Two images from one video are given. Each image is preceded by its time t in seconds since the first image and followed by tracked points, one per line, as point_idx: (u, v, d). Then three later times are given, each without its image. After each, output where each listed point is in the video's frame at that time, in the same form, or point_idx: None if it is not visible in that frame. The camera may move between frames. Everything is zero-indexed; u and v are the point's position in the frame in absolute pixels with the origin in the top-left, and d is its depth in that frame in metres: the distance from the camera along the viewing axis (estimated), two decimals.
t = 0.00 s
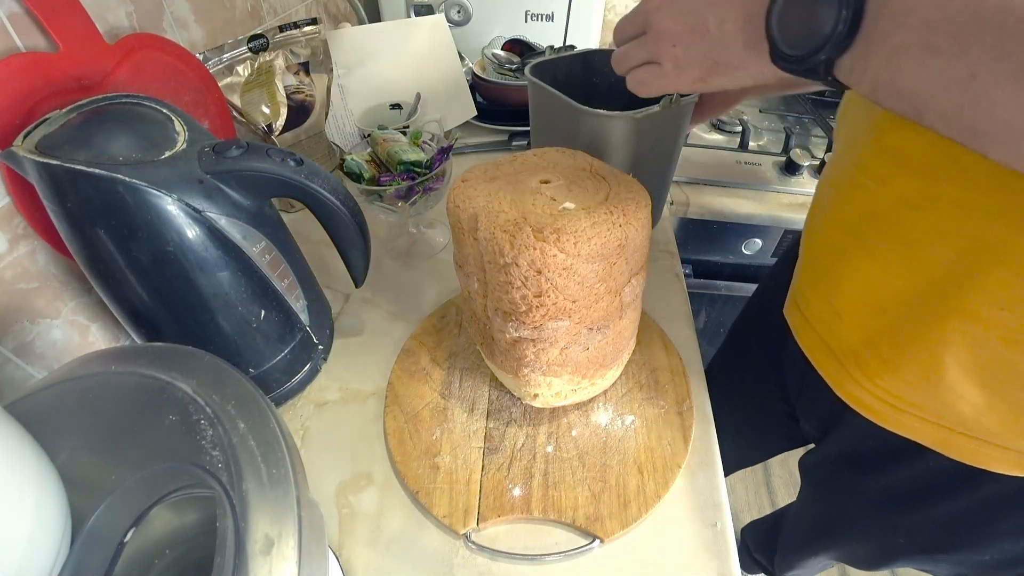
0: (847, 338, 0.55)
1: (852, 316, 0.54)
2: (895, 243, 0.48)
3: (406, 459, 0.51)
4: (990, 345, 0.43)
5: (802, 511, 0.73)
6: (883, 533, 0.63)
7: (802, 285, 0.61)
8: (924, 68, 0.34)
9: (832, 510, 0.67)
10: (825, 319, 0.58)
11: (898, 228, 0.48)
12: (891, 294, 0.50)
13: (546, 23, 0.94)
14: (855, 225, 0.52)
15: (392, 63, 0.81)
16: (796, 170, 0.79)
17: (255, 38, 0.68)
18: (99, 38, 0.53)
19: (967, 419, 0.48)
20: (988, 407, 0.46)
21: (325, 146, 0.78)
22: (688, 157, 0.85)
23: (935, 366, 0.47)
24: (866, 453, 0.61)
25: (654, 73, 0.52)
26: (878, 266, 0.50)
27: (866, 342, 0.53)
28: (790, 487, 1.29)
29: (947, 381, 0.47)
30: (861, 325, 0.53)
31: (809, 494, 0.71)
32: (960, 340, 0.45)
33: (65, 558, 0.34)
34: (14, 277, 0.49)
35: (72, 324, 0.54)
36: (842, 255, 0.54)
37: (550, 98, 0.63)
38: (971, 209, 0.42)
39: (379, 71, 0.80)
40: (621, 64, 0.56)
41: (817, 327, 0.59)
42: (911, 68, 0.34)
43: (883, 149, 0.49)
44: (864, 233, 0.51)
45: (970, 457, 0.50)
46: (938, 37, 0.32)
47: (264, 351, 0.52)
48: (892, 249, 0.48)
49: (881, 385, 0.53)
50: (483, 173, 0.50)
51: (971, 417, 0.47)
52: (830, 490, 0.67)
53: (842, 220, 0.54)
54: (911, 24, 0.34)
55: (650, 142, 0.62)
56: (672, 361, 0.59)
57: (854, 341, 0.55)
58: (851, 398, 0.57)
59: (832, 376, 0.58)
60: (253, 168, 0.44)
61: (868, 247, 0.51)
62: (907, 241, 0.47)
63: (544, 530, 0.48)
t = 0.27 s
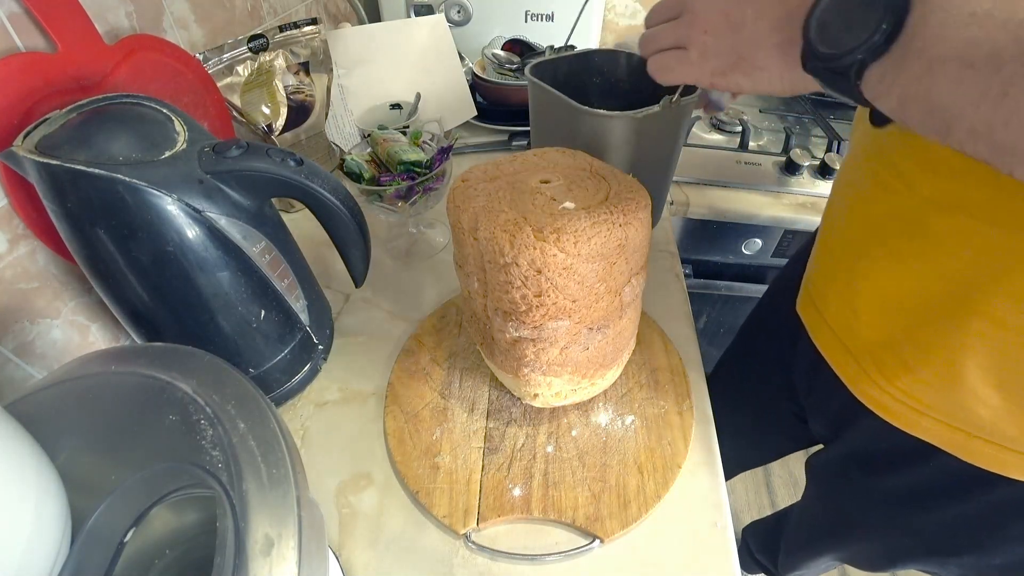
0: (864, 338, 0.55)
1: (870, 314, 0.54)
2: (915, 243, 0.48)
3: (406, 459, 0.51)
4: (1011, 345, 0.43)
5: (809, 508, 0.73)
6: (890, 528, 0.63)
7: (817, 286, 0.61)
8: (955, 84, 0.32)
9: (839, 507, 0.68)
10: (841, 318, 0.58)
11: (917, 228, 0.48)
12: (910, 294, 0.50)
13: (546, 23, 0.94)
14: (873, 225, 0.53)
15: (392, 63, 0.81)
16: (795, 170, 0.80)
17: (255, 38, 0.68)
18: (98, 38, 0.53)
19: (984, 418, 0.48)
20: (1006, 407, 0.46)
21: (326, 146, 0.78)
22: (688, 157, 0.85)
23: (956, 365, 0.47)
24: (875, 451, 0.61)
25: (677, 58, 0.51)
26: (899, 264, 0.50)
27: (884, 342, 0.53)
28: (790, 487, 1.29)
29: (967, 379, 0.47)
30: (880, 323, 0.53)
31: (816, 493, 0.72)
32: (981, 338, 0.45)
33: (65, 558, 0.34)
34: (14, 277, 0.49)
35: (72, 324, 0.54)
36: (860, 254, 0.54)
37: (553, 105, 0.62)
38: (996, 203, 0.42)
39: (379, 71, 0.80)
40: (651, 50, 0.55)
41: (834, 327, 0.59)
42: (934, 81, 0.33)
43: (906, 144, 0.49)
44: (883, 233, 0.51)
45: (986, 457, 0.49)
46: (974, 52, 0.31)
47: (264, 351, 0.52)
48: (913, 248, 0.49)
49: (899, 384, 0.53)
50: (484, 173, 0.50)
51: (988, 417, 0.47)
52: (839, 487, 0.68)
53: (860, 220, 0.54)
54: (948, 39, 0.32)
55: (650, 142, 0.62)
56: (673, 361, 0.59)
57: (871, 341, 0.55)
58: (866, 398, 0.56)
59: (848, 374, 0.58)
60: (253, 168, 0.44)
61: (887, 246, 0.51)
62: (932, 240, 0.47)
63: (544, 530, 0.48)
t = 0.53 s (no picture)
0: (878, 346, 0.56)
1: (883, 322, 0.55)
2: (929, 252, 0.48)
3: (406, 459, 0.51)
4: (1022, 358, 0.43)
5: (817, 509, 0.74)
6: (898, 529, 0.64)
7: (836, 289, 0.62)
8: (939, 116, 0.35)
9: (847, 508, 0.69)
10: (858, 327, 0.58)
11: (935, 238, 0.48)
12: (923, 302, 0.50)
13: (546, 23, 0.94)
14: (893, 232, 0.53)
15: (392, 63, 0.81)
16: (796, 170, 0.80)
17: (255, 38, 0.68)
18: (98, 38, 0.53)
19: (997, 428, 0.48)
20: (1017, 417, 0.46)
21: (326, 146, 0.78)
22: (688, 157, 0.85)
23: (967, 375, 0.48)
24: (882, 452, 0.62)
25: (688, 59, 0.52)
26: (911, 272, 0.51)
27: (897, 348, 0.54)
28: (790, 488, 1.29)
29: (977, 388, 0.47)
30: (893, 331, 0.54)
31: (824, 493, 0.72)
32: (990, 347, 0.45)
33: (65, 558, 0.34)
34: (14, 277, 0.49)
35: (72, 324, 0.54)
36: (877, 263, 0.55)
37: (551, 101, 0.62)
38: (998, 214, 0.42)
39: (379, 71, 0.80)
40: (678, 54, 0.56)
41: (850, 335, 0.60)
42: (925, 110, 0.36)
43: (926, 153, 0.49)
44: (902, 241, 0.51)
45: (1001, 467, 0.49)
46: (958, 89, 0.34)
47: (264, 351, 0.52)
48: (925, 256, 0.49)
49: (911, 393, 0.53)
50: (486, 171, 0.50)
51: (1000, 427, 0.47)
52: (847, 487, 0.68)
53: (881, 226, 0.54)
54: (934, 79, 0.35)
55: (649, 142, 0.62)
56: (672, 360, 0.59)
57: (886, 347, 0.55)
58: (881, 408, 0.57)
59: (863, 382, 0.59)
60: (253, 168, 0.44)
61: (900, 255, 0.51)
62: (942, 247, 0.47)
63: (544, 530, 0.48)
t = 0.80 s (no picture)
0: (884, 350, 0.56)
1: (889, 326, 0.55)
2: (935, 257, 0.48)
3: (406, 458, 0.51)
4: None
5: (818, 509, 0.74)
6: (900, 529, 0.64)
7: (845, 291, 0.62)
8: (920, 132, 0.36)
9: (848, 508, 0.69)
10: (864, 331, 0.58)
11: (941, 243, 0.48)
12: (929, 307, 0.50)
13: (546, 23, 0.94)
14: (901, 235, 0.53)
15: (392, 63, 0.81)
16: (795, 170, 0.80)
17: (255, 38, 0.68)
18: (99, 38, 0.53)
19: (1005, 430, 0.48)
20: None
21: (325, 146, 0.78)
22: (688, 157, 0.85)
23: (974, 380, 0.48)
24: (885, 452, 0.62)
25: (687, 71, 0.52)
26: (914, 274, 0.51)
27: (904, 351, 0.54)
28: (790, 488, 1.29)
29: (985, 389, 0.48)
30: (898, 335, 0.54)
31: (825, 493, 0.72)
32: (995, 347, 0.45)
33: (65, 558, 0.34)
34: (14, 277, 0.49)
35: (72, 324, 0.54)
36: (884, 266, 0.55)
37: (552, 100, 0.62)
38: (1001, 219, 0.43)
39: (379, 71, 0.80)
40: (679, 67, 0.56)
41: (857, 339, 0.60)
42: (903, 130, 0.37)
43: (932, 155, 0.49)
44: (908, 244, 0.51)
45: (1011, 469, 0.50)
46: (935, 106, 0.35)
47: (264, 351, 0.52)
48: (930, 259, 0.49)
49: (917, 396, 0.53)
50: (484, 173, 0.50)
51: (1008, 430, 0.48)
52: (848, 487, 0.68)
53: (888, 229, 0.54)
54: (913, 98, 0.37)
55: (649, 142, 0.62)
56: (673, 361, 0.59)
57: (892, 350, 0.55)
58: (890, 413, 0.57)
59: (870, 387, 0.59)
60: (252, 169, 0.44)
61: (905, 257, 0.52)
62: (944, 248, 0.48)
63: (545, 530, 0.48)
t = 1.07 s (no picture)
0: (889, 351, 0.56)
1: (892, 326, 0.55)
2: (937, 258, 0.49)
3: (406, 458, 0.51)
4: None
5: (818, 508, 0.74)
6: (900, 529, 0.64)
7: (848, 292, 0.62)
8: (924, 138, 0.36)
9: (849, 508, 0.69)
10: (868, 332, 0.59)
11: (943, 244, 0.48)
12: (931, 307, 0.50)
13: (546, 23, 0.94)
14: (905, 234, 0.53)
15: (392, 63, 0.81)
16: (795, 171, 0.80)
17: (255, 38, 0.68)
18: (99, 38, 0.53)
19: (1010, 429, 0.48)
20: None
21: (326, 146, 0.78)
22: (688, 157, 0.85)
23: (977, 379, 0.48)
24: (887, 452, 0.62)
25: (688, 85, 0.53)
26: (916, 274, 0.51)
27: (906, 352, 0.54)
28: (790, 488, 1.29)
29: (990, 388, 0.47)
30: (902, 335, 0.54)
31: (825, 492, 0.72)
32: (997, 345, 0.45)
33: (65, 558, 0.34)
34: (14, 277, 0.49)
35: (72, 324, 0.54)
36: (885, 266, 0.55)
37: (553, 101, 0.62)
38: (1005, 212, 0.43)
39: (379, 71, 0.80)
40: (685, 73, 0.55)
41: (862, 340, 0.60)
42: (905, 138, 0.37)
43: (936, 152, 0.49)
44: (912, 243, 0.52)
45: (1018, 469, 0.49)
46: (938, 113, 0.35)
47: (264, 351, 0.52)
48: (932, 259, 0.49)
49: (919, 396, 0.53)
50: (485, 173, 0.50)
51: (1010, 430, 0.48)
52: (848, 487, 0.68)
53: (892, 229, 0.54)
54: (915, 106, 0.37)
55: (649, 142, 0.62)
56: (672, 361, 0.59)
57: (895, 351, 0.55)
58: (893, 413, 0.57)
59: (876, 389, 0.59)
60: (252, 169, 0.44)
61: (908, 257, 0.52)
62: (945, 247, 0.48)
63: (544, 530, 0.48)
